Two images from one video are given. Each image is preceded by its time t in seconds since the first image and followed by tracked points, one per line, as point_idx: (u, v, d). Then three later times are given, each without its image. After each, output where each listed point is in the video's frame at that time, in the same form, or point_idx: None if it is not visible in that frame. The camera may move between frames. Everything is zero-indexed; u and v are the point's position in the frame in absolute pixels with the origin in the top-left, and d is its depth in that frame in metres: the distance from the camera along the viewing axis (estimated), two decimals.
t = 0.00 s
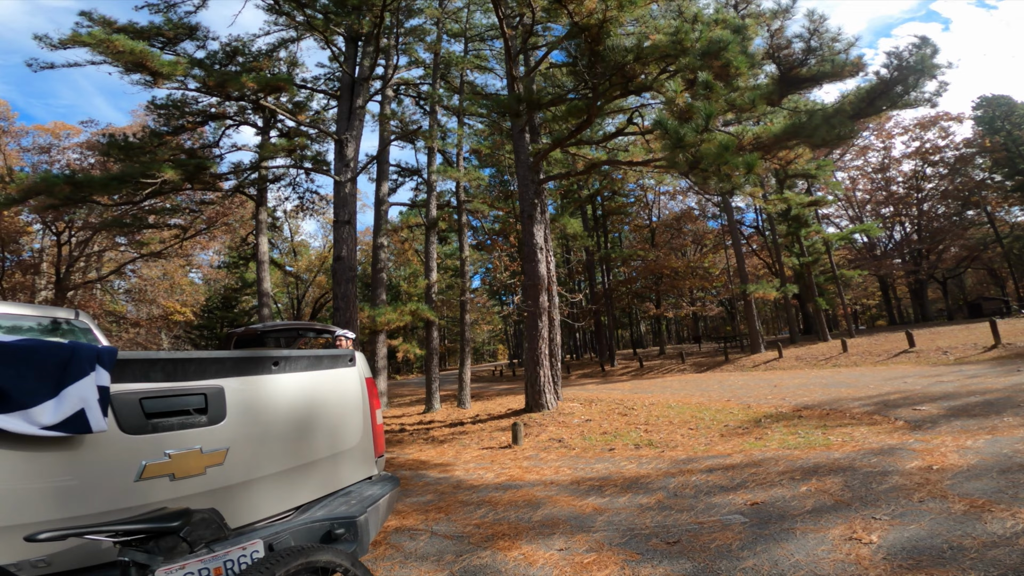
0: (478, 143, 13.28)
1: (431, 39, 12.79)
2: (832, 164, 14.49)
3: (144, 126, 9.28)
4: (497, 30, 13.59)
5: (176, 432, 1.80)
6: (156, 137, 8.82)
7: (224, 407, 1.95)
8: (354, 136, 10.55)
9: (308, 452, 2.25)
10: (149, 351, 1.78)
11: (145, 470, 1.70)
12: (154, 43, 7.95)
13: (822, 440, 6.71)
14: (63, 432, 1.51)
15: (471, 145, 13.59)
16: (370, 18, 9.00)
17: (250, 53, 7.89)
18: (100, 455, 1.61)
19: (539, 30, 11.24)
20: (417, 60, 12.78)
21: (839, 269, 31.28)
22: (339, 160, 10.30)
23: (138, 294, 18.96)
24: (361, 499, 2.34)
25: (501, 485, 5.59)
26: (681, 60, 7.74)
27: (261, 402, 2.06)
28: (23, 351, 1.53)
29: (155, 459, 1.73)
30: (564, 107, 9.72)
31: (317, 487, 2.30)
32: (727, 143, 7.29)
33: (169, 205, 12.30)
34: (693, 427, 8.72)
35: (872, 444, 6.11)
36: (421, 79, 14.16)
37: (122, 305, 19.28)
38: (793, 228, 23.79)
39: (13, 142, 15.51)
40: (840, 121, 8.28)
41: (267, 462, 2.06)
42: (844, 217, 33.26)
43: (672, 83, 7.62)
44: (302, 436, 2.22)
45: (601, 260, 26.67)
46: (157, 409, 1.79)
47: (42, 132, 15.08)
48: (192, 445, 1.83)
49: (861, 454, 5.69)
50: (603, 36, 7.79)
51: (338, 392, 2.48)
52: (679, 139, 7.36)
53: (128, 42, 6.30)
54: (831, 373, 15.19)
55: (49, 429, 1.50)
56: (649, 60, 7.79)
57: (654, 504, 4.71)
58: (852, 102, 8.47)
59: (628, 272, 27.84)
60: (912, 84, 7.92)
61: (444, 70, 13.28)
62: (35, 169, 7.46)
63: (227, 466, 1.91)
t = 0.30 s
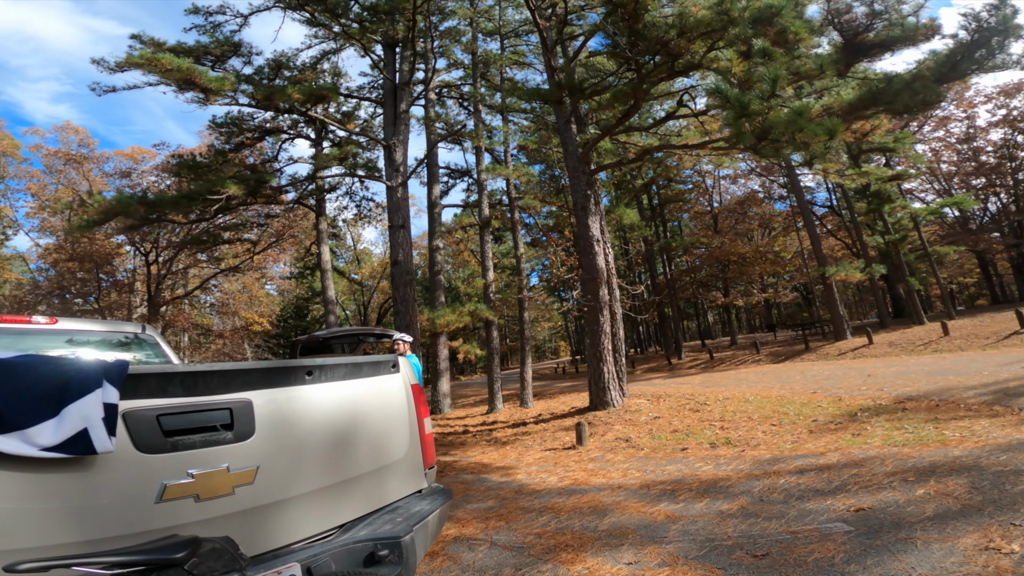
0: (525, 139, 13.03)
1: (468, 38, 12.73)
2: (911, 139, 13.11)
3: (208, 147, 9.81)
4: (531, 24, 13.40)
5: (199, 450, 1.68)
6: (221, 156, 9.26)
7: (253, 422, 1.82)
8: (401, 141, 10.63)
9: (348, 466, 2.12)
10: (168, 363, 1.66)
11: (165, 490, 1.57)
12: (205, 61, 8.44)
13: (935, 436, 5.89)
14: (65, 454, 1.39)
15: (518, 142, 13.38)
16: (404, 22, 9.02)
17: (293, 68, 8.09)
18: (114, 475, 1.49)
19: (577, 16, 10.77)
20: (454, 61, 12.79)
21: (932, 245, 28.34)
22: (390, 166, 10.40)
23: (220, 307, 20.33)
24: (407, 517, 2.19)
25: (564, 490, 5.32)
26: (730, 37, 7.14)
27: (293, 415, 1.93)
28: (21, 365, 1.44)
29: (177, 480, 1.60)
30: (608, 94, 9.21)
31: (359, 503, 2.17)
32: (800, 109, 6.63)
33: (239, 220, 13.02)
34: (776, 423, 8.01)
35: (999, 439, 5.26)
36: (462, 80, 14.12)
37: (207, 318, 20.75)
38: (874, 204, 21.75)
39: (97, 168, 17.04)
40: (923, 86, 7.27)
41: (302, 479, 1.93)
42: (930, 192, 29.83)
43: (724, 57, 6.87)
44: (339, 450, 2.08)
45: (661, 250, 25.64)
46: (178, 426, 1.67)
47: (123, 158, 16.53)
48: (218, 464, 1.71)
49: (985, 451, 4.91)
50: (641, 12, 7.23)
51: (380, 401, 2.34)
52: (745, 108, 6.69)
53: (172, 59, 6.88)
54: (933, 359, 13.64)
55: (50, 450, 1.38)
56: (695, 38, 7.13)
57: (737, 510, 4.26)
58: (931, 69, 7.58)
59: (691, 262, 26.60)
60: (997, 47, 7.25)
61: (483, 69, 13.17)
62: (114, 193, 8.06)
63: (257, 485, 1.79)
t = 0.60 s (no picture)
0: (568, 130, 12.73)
1: (502, 35, 12.62)
2: (994, 106, 11.82)
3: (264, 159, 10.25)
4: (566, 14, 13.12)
5: (233, 465, 1.63)
6: (276, 167, 9.64)
7: (288, 434, 1.76)
8: (444, 141, 10.64)
9: (389, 478, 2.03)
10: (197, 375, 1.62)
11: (198, 508, 1.52)
12: (251, 73, 8.86)
13: None
14: (82, 472, 1.35)
15: (562, 134, 13.09)
16: (437, 24, 9.03)
17: (335, 76, 8.27)
18: (142, 492, 1.45)
19: None
20: (491, 58, 12.73)
21: None
22: (435, 167, 10.44)
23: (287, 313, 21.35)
24: (453, 532, 2.08)
25: (625, 492, 5.08)
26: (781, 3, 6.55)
27: (331, 426, 1.86)
28: (38, 383, 1.43)
29: (207, 497, 1.55)
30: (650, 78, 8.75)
31: (404, 516, 2.08)
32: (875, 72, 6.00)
33: (297, 229, 13.56)
34: (861, 416, 7.32)
35: None
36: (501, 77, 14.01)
37: (276, 324, 21.86)
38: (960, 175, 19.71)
39: (168, 185, 18.32)
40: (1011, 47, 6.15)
41: (342, 492, 1.86)
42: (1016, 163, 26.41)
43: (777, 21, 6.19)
44: (380, 461, 2.00)
45: (720, 237, 24.46)
46: (210, 441, 1.63)
47: (191, 175, 17.73)
48: (253, 478, 1.65)
49: None
50: None
51: (424, 408, 2.25)
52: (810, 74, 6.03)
53: (218, 73, 7.29)
54: None
55: (68, 468, 1.35)
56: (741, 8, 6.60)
57: (823, 514, 3.86)
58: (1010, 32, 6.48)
59: (753, 247, 25.22)
60: None
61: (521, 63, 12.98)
62: (181, 208, 8.57)
63: (294, 501, 1.72)
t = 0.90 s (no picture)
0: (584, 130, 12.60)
1: (517, 36, 12.57)
2: None
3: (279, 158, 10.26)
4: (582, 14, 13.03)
5: (216, 471, 1.46)
6: (292, 165, 9.66)
7: (283, 436, 1.60)
8: (459, 140, 10.57)
9: (395, 488, 1.86)
10: (176, 368, 1.46)
11: (172, 520, 1.37)
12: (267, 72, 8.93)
13: None
14: (27, 477, 1.22)
15: (577, 136, 12.96)
16: (452, 24, 9.00)
17: (352, 74, 8.27)
18: (104, 501, 1.31)
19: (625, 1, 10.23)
20: (506, 59, 12.64)
21: None
22: (449, 166, 10.38)
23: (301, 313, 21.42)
24: (467, 548, 1.92)
25: (643, 501, 4.92)
26: None
27: (332, 429, 1.70)
28: None
29: (183, 508, 1.39)
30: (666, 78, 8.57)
31: (412, 529, 1.90)
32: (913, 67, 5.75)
33: (311, 228, 13.58)
34: (891, 425, 7.07)
35: None
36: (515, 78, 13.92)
37: (289, 323, 21.95)
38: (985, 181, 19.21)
39: (186, 184, 18.52)
40: None
41: (343, 504, 1.69)
42: None
43: (812, 12, 5.92)
44: (385, 469, 1.83)
45: (736, 242, 24.10)
46: (190, 444, 1.47)
47: (208, 173, 17.92)
48: (240, 487, 1.49)
49: None
50: None
51: (435, 410, 2.09)
52: (855, 63, 5.72)
53: (234, 67, 7.33)
54: None
55: (11, 473, 1.22)
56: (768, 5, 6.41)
57: (860, 526, 3.68)
58: None
59: (770, 252, 24.83)
60: None
61: (535, 64, 12.88)
62: (197, 204, 8.61)
63: (287, 513, 1.55)
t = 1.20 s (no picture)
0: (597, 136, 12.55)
1: (531, 39, 12.54)
2: None
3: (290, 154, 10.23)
4: (597, 20, 13.04)
5: (198, 487, 1.25)
6: (301, 161, 9.61)
7: (281, 447, 1.39)
8: (470, 141, 10.53)
9: (407, 506, 1.64)
10: (153, 364, 1.27)
11: (143, 543, 1.16)
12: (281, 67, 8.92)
13: None
14: None
15: (589, 141, 12.89)
16: (468, 24, 8.98)
17: (365, 71, 8.24)
18: (60, 521, 1.10)
19: (643, 7, 10.19)
20: (519, 62, 12.61)
21: None
22: (459, 167, 10.33)
23: (304, 310, 21.36)
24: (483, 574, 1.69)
25: (653, 514, 4.82)
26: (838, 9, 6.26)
27: (339, 438, 1.48)
28: None
29: (157, 530, 1.18)
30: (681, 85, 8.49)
31: (424, 554, 1.67)
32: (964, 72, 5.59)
33: (317, 226, 13.52)
34: (907, 441, 6.96)
35: None
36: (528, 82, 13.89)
37: (292, 321, 21.85)
38: (998, 199, 19.07)
39: (195, 178, 18.53)
40: None
41: (349, 525, 1.47)
42: None
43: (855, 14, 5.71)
44: (398, 485, 1.62)
45: (743, 254, 23.96)
46: (170, 456, 1.26)
47: (217, 168, 17.90)
48: (228, 506, 1.27)
49: None
50: None
51: (453, 418, 1.88)
52: (909, 65, 5.36)
53: (248, 58, 7.33)
54: None
55: None
56: (795, 11, 6.27)
57: (888, 545, 3.58)
58: None
59: (777, 265, 24.68)
60: None
61: (549, 67, 12.84)
62: (204, 197, 8.60)
63: (282, 536, 1.33)
